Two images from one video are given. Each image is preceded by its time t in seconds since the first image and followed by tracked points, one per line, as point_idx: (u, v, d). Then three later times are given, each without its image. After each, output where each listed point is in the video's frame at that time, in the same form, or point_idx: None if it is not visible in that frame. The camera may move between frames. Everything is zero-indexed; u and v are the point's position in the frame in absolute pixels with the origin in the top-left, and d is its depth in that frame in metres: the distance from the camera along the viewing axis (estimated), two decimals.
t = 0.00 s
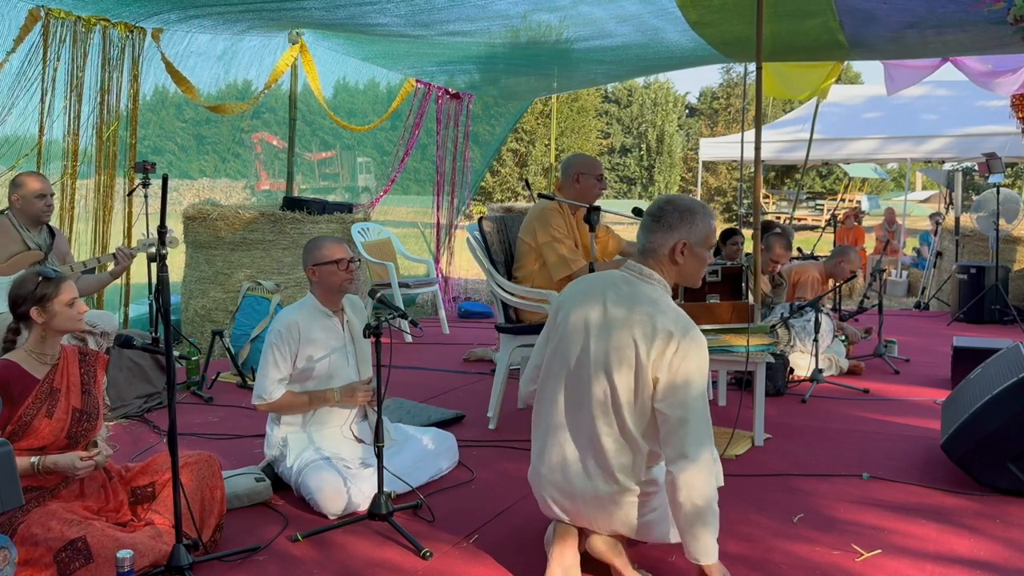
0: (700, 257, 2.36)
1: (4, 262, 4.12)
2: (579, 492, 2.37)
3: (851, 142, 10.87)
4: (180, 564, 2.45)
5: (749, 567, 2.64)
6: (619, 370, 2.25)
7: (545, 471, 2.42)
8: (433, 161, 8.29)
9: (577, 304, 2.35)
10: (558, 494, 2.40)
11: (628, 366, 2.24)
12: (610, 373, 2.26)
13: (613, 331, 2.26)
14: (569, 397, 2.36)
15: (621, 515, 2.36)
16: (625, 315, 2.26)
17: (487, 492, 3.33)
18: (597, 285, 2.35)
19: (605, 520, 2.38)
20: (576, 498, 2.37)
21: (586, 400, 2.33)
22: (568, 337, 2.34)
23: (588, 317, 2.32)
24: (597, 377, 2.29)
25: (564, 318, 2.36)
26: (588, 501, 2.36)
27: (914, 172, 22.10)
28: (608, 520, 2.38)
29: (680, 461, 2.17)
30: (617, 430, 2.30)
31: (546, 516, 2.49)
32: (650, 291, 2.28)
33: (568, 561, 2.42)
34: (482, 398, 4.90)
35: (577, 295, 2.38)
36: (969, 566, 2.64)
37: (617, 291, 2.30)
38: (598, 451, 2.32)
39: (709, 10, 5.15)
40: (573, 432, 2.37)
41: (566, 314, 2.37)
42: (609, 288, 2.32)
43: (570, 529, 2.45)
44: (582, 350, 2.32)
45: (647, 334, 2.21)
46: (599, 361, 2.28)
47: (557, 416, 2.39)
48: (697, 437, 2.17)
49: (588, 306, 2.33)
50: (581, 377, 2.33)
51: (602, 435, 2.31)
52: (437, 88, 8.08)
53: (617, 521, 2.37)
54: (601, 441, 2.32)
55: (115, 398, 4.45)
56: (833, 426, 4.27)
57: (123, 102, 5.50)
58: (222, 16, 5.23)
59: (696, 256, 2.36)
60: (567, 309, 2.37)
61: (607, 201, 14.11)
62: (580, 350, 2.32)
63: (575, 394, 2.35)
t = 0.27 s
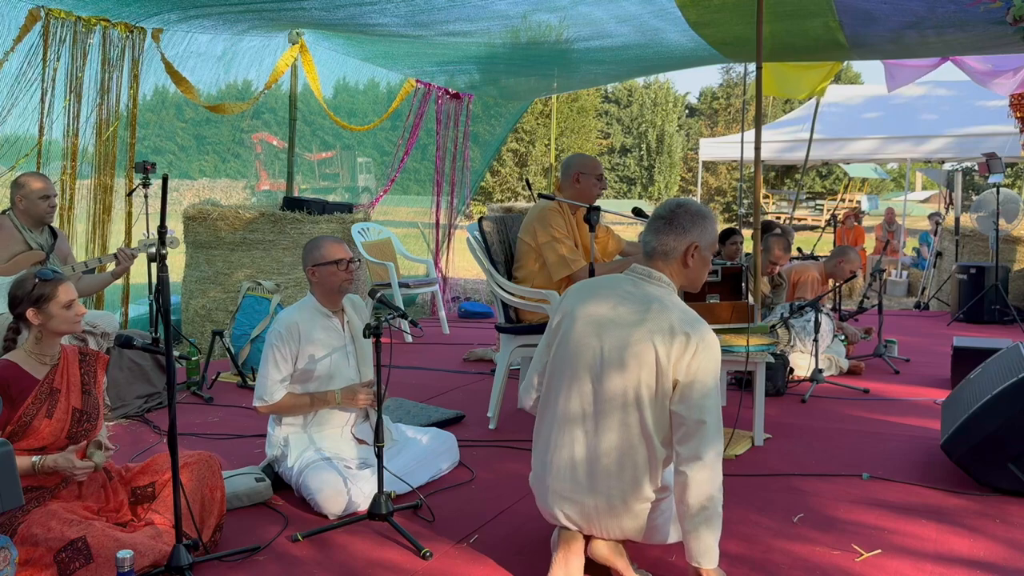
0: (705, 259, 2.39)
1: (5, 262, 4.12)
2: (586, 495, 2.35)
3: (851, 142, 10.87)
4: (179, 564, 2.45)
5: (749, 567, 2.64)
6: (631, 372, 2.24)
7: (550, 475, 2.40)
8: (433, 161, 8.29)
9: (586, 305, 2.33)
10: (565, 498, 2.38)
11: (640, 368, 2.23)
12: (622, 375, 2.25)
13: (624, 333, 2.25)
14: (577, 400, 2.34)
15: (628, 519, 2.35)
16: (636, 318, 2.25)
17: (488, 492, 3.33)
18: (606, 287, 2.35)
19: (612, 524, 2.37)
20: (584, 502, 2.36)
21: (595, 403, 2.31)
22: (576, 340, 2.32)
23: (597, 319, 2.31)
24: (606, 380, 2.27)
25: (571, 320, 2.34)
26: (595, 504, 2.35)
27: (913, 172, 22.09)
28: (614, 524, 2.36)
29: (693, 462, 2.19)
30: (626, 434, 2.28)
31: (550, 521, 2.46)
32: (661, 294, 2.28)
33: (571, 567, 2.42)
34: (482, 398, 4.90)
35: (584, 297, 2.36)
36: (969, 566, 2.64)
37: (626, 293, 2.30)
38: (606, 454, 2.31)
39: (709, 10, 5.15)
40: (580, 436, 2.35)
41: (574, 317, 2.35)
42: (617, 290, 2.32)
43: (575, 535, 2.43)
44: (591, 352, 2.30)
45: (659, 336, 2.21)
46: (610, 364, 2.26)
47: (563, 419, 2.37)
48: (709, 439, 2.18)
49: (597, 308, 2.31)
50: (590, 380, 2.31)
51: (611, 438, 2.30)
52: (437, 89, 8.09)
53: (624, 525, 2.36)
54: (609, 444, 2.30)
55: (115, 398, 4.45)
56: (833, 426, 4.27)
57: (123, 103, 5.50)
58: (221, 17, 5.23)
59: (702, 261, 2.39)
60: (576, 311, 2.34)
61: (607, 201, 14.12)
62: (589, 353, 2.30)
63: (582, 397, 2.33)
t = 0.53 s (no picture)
0: (697, 250, 2.37)
1: (4, 262, 4.12)
2: (587, 495, 2.36)
3: (851, 142, 10.87)
4: (179, 564, 2.45)
5: (749, 567, 2.64)
6: (627, 371, 2.24)
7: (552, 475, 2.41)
8: (433, 161, 8.29)
9: (581, 305, 2.33)
10: (566, 497, 2.39)
11: (636, 368, 2.23)
12: (619, 375, 2.26)
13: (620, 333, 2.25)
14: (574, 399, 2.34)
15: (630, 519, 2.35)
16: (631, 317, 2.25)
17: (488, 492, 3.33)
18: (600, 285, 2.35)
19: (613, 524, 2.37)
20: (586, 502, 2.37)
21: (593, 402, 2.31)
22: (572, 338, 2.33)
23: (592, 318, 2.31)
24: (602, 379, 2.28)
25: (567, 319, 2.35)
26: (597, 503, 2.35)
27: (913, 172, 22.09)
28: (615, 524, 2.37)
29: (691, 462, 2.18)
30: (624, 434, 2.29)
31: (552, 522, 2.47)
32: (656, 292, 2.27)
33: (572, 567, 2.41)
34: (482, 398, 4.90)
35: (579, 295, 2.36)
36: (969, 566, 2.64)
37: (621, 291, 2.30)
38: (607, 454, 2.31)
39: (709, 10, 5.15)
40: (580, 436, 2.36)
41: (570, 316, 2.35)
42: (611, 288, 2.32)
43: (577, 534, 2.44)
44: (588, 352, 2.31)
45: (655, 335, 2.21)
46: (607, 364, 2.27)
47: (560, 418, 2.37)
48: (707, 439, 2.18)
49: (591, 307, 2.32)
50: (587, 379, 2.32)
51: (610, 438, 2.30)
52: (437, 89, 8.09)
53: (626, 524, 2.36)
54: (608, 443, 2.31)
55: (115, 398, 4.45)
56: (833, 426, 4.27)
57: (123, 103, 5.50)
58: (221, 17, 5.23)
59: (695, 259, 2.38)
60: (571, 311, 2.35)
61: (607, 201, 14.12)
62: (586, 352, 2.31)
63: (580, 396, 2.34)
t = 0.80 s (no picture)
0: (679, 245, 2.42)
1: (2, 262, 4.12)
2: (583, 497, 2.36)
3: (851, 142, 10.86)
4: (179, 564, 2.45)
5: (749, 567, 2.64)
6: (615, 371, 2.25)
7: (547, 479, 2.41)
8: (433, 161, 8.30)
9: (565, 307, 2.34)
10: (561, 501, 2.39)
11: (623, 367, 2.24)
12: (606, 375, 2.27)
13: (605, 334, 2.26)
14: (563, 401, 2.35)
15: (627, 519, 2.35)
16: (615, 317, 2.26)
17: (488, 492, 3.33)
18: (583, 286, 2.36)
19: (611, 526, 2.38)
20: (582, 504, 2.37)
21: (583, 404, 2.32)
22: (558, 341, 2.34)
23: (577, 320, 2.32)
24: (591, 380, 2.29)
25: (551, 322, 2.35)
26: (594, 504, 2.36)
27: (913, 172, 22.08)
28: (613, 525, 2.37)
29: (684, 460, 2.18)
30: (616, 434, 2.29)
31: (551, 525, 2.47)
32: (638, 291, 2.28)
33: (573, 567, 2.41)
34: (482, 398, 4.90)
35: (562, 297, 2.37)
36: (969, 566, 2.64)
37: (604, 291, 2.31)
38: (600, 456, 2.32)
39: (709, 9, 5.15)
40: (572, 439, 2.36)
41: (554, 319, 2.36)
42: (594, 289, 2.33)
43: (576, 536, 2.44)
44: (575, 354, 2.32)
45: (640, 334, 2.22)
46: (594, 365, 2.28)
47: (551, 421, 2.38)
48: (698, 434, 2.18)
49: (575, 308, 2.32)
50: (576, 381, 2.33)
51: (602, 439, 2.30)
52: (437, 89, 8.09)
53: (624, 524, 2.36)
54: (600, 444, 2.31)
55: (115, 398, 4.45)
56: (833, 426, 4.27)
57: (123, 103, 5.50)
58: (221, 17, 5.22)
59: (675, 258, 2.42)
60: (555, 313, 2.36)
61: (607, 202, 14.12)
62: (573, 354, 2.32)
63: (569, 398, 2.34)
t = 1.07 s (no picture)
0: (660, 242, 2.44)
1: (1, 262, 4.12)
2: (581, 499, 2.36)
3: (851, 142, 10.86)
4: (180, 564, 2.45)
5: (749, 567, 2.64)
6: (605, 371, 2.25)
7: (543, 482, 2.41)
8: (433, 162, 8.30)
9: (552, 310, 2.34)
10: (559, 503, 2.39)
11: (613, 365, 2.24)
12: (597, 375, 2.27)
13: (594, 334, 2.27)
14: (556, 404, 2.35)
15: (626, 519, 2.35)
16: (603, 317, 2.26)
17: (488, 492, 3.33)
18: (569, 288, 2.36)
19: (610, 527, 2.37)
20: (581, 507, 2.36)
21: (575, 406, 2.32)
22: (548, 343, 2.34)
23: (565, 322, 2.32)
24: (582, 381, 2.29)
25: (539, 325, 2.36)
26: (592, 506, 2.35)
27: (913, 172, 22.07)
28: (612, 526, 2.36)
29: (680, 458, 2.18)
30: (610, 435, 2.29)
31: (550, 528, 2.47)
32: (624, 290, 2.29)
33: (573, 568, 2.41)
34: (482, 398, 4.90)
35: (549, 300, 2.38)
36: (969, 566, 2.64)
37: (590, 291, 2.31)
38: (596, 457, 2.32)
39: (709, 9, 5.15)
40: (568, 441, 2.36)
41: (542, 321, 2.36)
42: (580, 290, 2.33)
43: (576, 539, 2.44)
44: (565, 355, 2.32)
45: (629, 333, 2.22)
46: (584, 366, 2.28)
47: (544, 424, 2.38)
48: (692, 430, 2.18)
49: (562, 310, 2.33)
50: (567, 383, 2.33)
51: (596, 440, 2.31)
52: (437, 88, 8.09)
53: (623, 525, 2.36)
54: (594, 445, 2.31)
55: (115, 398, 4.46)
56: (833, 426, 4.27)
57: (122, 103, 5.50)
58: (221, 17, 5.22)
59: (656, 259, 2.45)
60: (543, 316, 2.36)
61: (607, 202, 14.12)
62: (564, 356, 2.33)
63: (561, 400, 2.34)
